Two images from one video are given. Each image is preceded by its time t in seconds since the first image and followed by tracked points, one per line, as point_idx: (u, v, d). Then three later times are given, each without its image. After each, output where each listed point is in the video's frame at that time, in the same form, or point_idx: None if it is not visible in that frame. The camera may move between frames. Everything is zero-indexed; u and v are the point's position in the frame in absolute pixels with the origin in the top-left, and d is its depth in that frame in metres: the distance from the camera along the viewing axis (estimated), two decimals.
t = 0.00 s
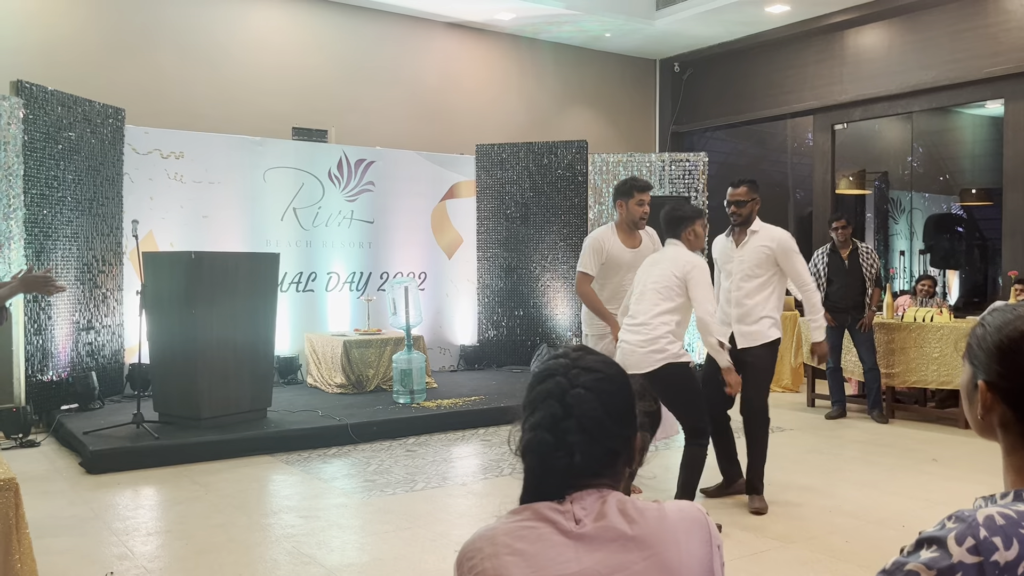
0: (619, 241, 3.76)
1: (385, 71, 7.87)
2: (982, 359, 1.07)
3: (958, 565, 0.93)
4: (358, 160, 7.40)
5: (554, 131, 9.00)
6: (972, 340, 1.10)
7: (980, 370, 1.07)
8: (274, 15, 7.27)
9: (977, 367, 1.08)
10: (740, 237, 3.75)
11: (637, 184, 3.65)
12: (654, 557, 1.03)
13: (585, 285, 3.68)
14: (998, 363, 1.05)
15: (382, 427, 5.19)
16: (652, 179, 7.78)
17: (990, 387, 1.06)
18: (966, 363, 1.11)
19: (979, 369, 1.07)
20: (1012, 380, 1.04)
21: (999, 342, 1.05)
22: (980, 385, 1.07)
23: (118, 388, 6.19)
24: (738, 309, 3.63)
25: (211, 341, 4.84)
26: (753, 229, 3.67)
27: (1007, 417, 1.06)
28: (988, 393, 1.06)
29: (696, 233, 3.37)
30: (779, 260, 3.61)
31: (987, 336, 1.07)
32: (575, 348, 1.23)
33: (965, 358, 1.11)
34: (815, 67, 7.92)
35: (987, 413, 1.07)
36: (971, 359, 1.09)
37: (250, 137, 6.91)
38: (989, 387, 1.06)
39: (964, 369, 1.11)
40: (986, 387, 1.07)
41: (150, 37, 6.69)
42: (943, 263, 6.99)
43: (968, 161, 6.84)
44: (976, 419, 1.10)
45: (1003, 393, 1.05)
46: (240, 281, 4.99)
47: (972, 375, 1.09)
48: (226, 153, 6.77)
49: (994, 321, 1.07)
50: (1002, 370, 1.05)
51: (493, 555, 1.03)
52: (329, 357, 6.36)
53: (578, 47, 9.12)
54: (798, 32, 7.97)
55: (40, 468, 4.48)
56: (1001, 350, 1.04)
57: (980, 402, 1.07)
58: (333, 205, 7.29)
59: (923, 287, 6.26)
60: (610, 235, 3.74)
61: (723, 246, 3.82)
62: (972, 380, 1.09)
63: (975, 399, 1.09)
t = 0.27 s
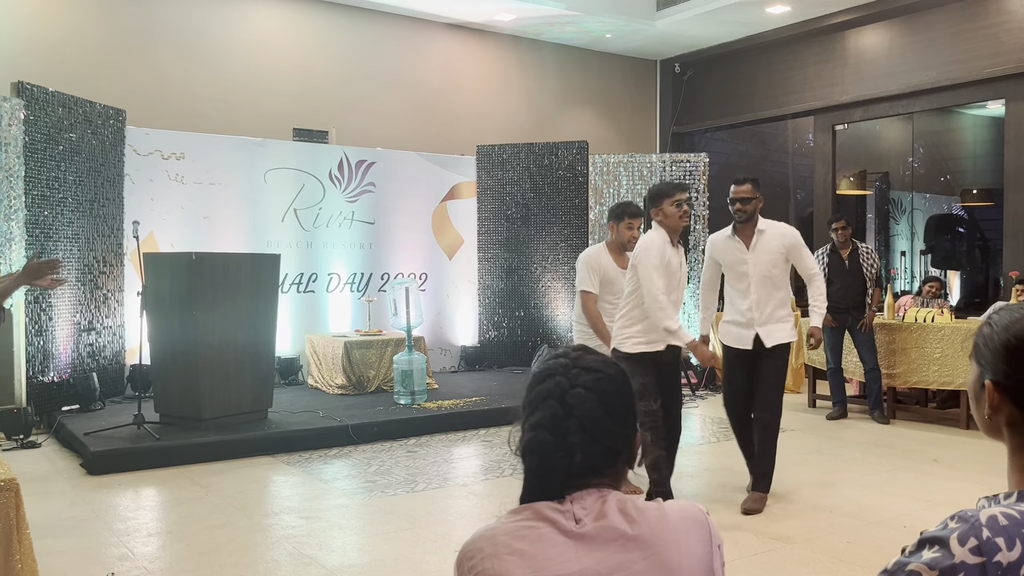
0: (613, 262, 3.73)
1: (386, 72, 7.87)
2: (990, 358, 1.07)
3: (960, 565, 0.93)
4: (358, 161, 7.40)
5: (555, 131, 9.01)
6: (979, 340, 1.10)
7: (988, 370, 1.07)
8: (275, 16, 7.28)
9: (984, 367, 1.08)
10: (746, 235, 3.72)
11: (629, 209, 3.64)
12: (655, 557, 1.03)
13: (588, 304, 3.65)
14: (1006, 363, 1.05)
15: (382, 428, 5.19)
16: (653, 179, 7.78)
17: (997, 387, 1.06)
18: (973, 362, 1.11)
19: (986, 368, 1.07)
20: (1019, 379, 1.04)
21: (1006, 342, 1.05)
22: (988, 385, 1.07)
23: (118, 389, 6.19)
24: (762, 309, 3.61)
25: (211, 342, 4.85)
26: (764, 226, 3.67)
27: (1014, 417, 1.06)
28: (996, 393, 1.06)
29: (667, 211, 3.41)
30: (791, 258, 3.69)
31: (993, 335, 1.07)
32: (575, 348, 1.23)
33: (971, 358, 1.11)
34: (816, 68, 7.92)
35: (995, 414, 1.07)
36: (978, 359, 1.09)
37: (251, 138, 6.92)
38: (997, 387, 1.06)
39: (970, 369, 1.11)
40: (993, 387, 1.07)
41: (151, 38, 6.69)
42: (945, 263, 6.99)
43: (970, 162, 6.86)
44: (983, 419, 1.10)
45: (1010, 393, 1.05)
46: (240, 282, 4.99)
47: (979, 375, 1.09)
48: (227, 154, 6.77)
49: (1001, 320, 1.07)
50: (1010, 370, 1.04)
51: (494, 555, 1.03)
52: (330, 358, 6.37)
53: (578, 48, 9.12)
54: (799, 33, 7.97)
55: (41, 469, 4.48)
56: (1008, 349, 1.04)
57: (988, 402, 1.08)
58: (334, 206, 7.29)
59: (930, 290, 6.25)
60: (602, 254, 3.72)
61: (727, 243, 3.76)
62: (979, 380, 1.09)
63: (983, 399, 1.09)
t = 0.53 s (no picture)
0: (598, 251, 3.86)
1: (387, 72, 7.88)
2: (999, 357, 1.06)
3: (960, 565, 0.93)
4: (359, 162, 7.40)
5: (556, 132, 9.01)
6: (988, 338, 1.09)
7: (997, 370, 1.07)
8: (276, 17, 7.28)
9: (993, 366, 1.07)
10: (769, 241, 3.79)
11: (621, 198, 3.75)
12: (654, 556, 1.03)
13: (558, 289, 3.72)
14: (1014, 362, 1.04)
15: (383, 428, 5.19)
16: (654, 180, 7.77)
17: (1005, 386, 1.06)
18: (982, 361, 1.11)
19: (995, 368, 1.07)
20: None
21: (1015, 341, 1.04)
22: (997, 384, 1.07)
23: (119, 390, 6.19)
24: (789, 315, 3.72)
25: (212, 342, 4.85)
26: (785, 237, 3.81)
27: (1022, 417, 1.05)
28: (1004, 392, 1.06)
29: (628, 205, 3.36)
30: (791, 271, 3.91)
31: (1003, 334, 1.06)
32: (573, 348, 1.23)
33: (981, 356, 1.11)
34: (816, 68, 7.91)
35: (1002, 413, 1.07)
36: (987, 358, 1.09)
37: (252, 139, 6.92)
38: (1006, 387, 1.06)
39: (979, 367, 1.11)
40: (1001, 387, 1.06)
41: (151, 39, 6.70)
42: (946, 264, 6.99)
43: (971, 162, 6.85)
44: (991, 418, 1.10)
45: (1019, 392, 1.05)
46: (241, 282, 4.99)
47: (987, 374, 1.09)
48: (227, 155, 6.77)
49: (1011, 318, 1.06)
50: (1018, 368, 1.04)
51: (492, 554, 1.03)
52: (330, 358, 6.37)
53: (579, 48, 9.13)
54: (800, 33, 7.96)
55: (42, 469, 4.48)
56: (1017, 349, 1.04)
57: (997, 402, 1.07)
58: (335, 207, 7.30)
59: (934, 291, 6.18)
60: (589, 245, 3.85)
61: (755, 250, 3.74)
62: (987, 379, 1.09)
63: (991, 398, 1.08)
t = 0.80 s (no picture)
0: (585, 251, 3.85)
1: (387, 72, 7.88)
2: (1000, 357, 1.06)
3: (961, 566, 0.93)
4: (359, 161, 7.40)
5: (556, 132, 9.01)
6: (988, 338, 1.10)
7: (998, 371, 1.07)
8: (276, 17, 7.28)
9: (994, 367, 1.08)
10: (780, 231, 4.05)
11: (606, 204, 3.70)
12: (654, 555, 1.03)
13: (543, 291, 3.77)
14: (1016, 363, 1.05)
15: (384, 428, 5.19)
16: (654, 179, 7.77)
17: (1008, 387, 1.06)
18: (982, 361, 1.11)
19: (996, 369, 1.07)
20: None
21: (1016, 342, 1.04)
22: (999, 385, 1.07)
23: (120, 390, 6.19)
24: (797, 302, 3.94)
25: (212, 342, 4.85)
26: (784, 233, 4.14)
27: None
28: (1007, 393, 1.06)
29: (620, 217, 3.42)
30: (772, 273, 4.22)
31: (1004, 334, 1.06)
32: (573, 348, 1.23)
33: (981, 357, 1.11)
34: (816, 67, 7.91)
35: (1005, 414, 1.07)
36: (988, 359, 1.09)
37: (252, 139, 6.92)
38: (1008, 388, 1.06)
39: (980, 368, 1.11)
40: (1004, 388, 1.06)
41: (152, 39, 6.70)
42: (946, 263, 6.99)
43: (971, 161, 6.84)
44: (992, 419, 1.10)
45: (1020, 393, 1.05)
46: (242, 282, 5.00)
47: (988, 375, 1.09)
48: (227, 154, 6.77)
49: (1012, 319, 1.06)
50: (1019, 369, 1.05)
51: (493, 555, 1.03)
52: (331, 359, 6.37)
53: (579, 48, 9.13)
54: (800, 32, 7.96)
55: (43, 469, 4.49)
56: (1018, 349, 1.04)
57: (999, 403, 1.07)
58: (335, 207, 7.30)
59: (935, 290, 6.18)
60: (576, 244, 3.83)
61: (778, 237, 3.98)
62: (989, 380, 1.09)
63: (993, 399, 1.08)
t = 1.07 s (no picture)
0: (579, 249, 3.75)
1: (386, 71, 7.87)
2: (999, 356, 1.07)
3: (962, 564, 0.93)
4: (359, 160, 7.40)
5: (556, 131, 9.01)
6: (984, 337, 1.10)
7: (996, 369, 1.07)
8: (275, 16, 7.28)
9: (992, 365, 1.08)
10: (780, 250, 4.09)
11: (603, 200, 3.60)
12: (655, 553, 1.03)
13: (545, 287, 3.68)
14: (1014, 362, 1.05)
15: (384, 427, 5.19)
16: (654, 178, 7.77)
17: (1007, 386, 1.06)
18: (980, 361, 1.11)
19: (994, 367, 1.07)
20: None
21: (1015, 340, 1.05)
22: (998, 384, 1.07)
23: (120, 390, 6.19)
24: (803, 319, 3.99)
25: (213, 342, 4.85)
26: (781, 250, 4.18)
27: None
28: (1006, 392, 1.06)
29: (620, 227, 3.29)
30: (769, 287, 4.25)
31: (1002, 333, 1.07)
32: (573, 347, 1.23)
33: (978, 356, 1.12)
34: (816, 65, 7.91)
35: (1004, 413, 1.07)
36: (985, 357, 1.09)
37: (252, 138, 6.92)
38: (1008, 386, 1.06)
39: (978, 367, 1.12)
40: (1004, 386, 1.06)
41: (151, 38, 6.70)
42: (946, 261, 6.99)
43: (971, 159, 6.85)
44: (991, 418, 1.10)
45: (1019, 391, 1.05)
46: (241, 282, 5.00)
47: (987, 374, 1.09)
48: (227, 154, 6.77)
49: (1009, 317, 1.07)
50: (1017, 367, 1.05)
51: (493, 553, 1.03)
52: (331, 358, 6.38)
53: (579, 47, 9.12)
54: (799, 30, 7.96)
55: (43, 469, 4.48)
56: (1017, 347, 1.05)
57: (999, 401, 1.07)
58: (335, 206, 7.30)
59: (934, 287, 6.17)
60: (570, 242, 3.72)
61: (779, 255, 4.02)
62: (988, 379, 1.09)
63: (992, 398, 1.09)
